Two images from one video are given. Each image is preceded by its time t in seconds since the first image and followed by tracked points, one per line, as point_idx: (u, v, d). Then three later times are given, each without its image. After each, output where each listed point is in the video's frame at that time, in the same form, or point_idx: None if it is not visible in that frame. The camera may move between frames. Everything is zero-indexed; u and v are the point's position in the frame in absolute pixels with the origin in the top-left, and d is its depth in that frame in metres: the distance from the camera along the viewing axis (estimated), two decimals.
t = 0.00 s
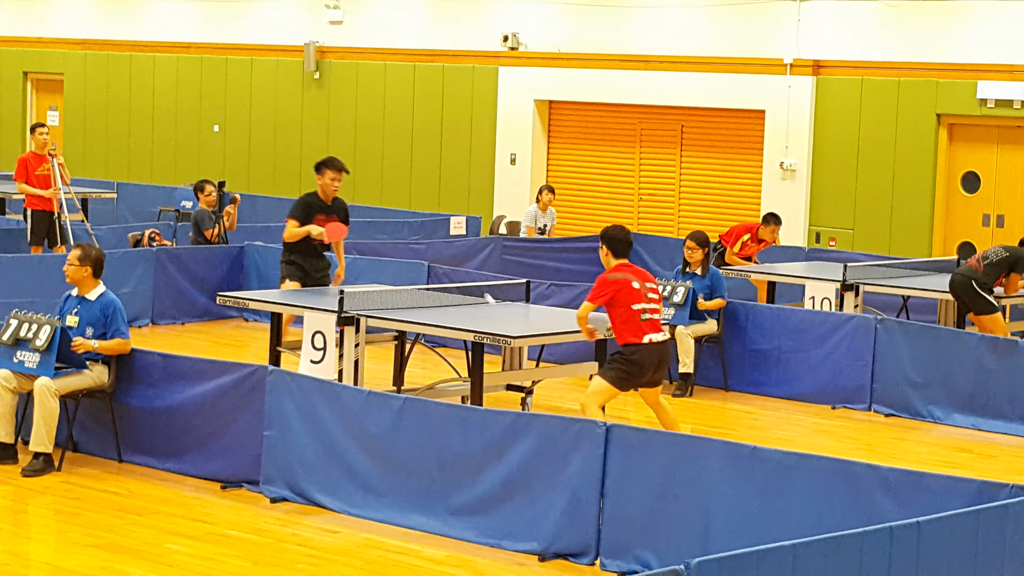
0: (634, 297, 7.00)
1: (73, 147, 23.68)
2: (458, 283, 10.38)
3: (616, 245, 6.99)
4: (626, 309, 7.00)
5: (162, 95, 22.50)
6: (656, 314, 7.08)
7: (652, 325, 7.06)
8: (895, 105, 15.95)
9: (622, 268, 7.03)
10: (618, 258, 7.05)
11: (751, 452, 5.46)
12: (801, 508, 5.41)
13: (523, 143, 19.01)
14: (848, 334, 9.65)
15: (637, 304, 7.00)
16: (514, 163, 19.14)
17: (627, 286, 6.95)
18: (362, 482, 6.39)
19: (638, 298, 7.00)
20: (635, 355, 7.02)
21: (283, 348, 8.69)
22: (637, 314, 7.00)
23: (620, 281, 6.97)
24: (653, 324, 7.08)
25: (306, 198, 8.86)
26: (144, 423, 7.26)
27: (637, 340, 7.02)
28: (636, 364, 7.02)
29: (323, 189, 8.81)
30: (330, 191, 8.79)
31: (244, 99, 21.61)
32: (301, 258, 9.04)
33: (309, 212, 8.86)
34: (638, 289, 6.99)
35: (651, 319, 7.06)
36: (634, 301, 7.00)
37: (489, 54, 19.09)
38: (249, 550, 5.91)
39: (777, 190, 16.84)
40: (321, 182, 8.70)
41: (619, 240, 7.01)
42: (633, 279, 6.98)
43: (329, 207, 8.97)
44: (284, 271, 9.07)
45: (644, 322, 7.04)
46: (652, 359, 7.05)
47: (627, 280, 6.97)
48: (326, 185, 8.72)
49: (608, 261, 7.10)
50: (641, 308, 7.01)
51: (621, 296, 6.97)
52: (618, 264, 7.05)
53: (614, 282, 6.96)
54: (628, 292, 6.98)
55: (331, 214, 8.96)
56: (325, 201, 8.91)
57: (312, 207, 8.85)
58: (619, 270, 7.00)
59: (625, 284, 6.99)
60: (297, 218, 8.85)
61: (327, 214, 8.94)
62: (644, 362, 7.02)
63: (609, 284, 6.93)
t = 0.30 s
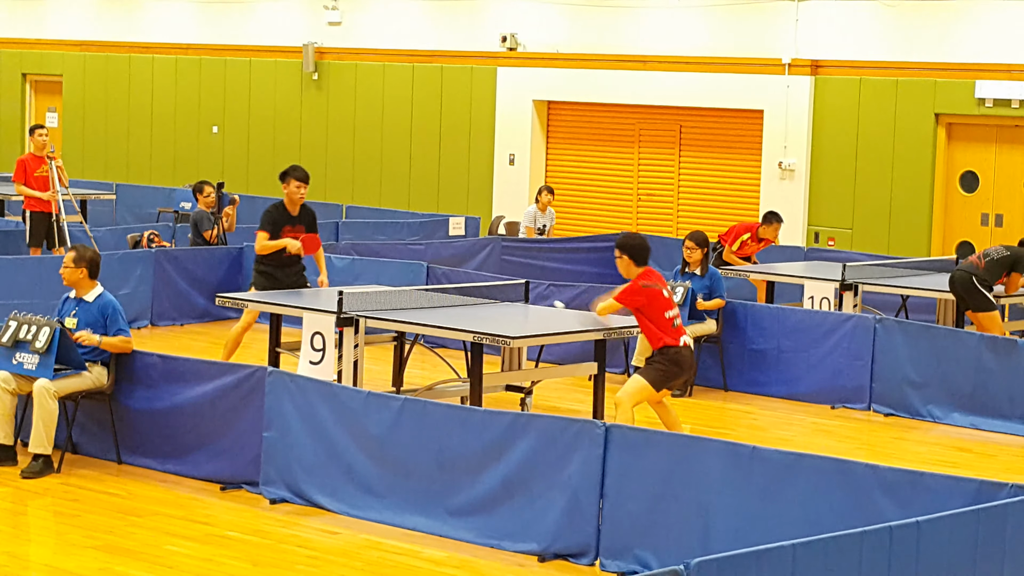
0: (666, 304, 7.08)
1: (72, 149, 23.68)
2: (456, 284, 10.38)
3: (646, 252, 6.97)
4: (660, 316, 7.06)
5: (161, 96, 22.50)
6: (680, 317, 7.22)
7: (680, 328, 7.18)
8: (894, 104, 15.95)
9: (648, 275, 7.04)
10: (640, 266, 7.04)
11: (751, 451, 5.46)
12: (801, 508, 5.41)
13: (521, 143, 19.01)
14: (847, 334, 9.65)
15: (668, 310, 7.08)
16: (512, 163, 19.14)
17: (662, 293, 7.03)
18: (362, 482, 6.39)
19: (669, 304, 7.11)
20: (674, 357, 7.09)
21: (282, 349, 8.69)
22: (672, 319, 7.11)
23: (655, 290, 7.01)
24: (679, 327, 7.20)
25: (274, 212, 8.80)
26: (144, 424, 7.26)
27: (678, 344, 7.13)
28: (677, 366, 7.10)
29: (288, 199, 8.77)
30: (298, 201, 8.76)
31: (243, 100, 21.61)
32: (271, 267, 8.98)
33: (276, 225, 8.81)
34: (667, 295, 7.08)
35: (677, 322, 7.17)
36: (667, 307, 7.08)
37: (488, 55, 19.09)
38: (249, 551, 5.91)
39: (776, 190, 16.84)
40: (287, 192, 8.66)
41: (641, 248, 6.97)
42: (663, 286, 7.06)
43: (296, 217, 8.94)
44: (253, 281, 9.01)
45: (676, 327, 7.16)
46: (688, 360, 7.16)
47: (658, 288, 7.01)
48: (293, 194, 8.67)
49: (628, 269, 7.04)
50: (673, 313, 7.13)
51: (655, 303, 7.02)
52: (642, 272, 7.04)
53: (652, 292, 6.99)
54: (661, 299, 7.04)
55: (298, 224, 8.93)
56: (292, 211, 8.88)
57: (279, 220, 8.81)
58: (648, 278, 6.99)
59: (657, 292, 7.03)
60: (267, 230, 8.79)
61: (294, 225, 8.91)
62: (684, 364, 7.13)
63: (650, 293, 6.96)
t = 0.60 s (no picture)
0: (655, 306, 6.93)
1: (69, 152, 23.67)
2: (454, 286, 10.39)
3: (645, 248, 6.90)
4: (647, 318, 6.95)
5: (158, 99, 22.49)
6: (676, 322, 7.05)
7: (670, 333, 7.03)
8: (891, 105, 15.96)
9: (646, 273, 6.94)
10: (646, 262, 6.96)
11: (749, 453, 5.47)
12: (799, 509, 5.41)
13: (519, 145, 19.02)
14: (845, 335, 9.65)
15: (656, 313, 6.95)
16: (510, 165, 19.14)
17: (648, 293, 6.89)
18: (360, 485, 6.39)
19: (659, 307, 6.95)
20: (652, 361, 6.99)
21: (280, 351, 8.69)
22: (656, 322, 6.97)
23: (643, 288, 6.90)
24: (671, 332, 7.04)
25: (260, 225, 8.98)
26: (142, 427, 7.26)
27: (656, 347, 6.99)
28: (653, 371, 7.00)
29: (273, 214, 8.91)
30: (283, 214, 8.89)
31: (240, 102, 21.60)
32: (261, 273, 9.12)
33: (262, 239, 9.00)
34: (660, 297, 6.94)
35: (667, 325, 7.01)
36: (655, 309, 6.94)
37: (486, 57, 19.09)
38: (247, 554, 5.91)
39: (774, 191, 16.85)
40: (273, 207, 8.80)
41: (648, 242, 6.91)
42: (656, 287, 6.92)
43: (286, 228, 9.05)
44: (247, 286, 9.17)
45: (664, 331, 7.01)
46: (670, 367, 7.02)
47: (649, 286, 6.89)
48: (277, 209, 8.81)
49: (635, 262, 6.98)
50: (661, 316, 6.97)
51: (642, 303, 6.91)
52: (645, 269, 6.96)
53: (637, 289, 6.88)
54: (651, 300, 6.91)
55: (286, 235, 9.05)
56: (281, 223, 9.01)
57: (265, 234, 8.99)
58: (641, 275, 6.91)
59: (648, 292, 6.91)
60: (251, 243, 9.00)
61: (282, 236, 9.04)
62: (662, 371, 7.00)
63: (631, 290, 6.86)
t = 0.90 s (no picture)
0: (666, 311, 6.80)
1: (66, 153, 23.66)
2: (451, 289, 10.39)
3: (662, 253, 6.75)
4: (654, 321, 6.82)
5: (156, 101, 22.48)
6: (686, 331, 6.86)
7: (677, 341, 6.82)
8: (888, 108, 15.97)
9: (660, 277, 6.83)
10: (663, 267, 6.83)
11: (746, 456, 5.47)
12: (796, 512, 5.41)
13: (517, 148, 19.03)
14: (842, 338, 9.66)
15: (666, 318, 6.81)
16: (508, 168, 19.15)
17: (659, 297, 6.77)
18: (357, 487, 6.39)
19: (669, 312, 6.80)
20: (653, 367, 6.80)
21: (277, 354, 8.68)
22: (662, 327, 6.81)
23: (655, 291, 6.78)
24: (680, 340, 6.84)
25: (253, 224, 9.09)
26: (139, 429, 7.25)
27: (658, 352, 6.81)
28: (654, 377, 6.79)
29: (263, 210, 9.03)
30: (273, 211, 9.02)
31: (237, 105, 21.60)
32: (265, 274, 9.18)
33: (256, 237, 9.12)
34: (671, 303, 6.81)
35: (674, 333, 6.82)
36: (666, 315, 6.81)
37: (483, 60, 19.10)
38: (244, 557, 5.91)
39: (771, 194, 16.85)
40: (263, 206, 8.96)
41: (664, 249, 6.75)
42: (668, 292, 6.79)
43: (279, 225, 9.13)
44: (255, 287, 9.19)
45: (670, 338, 6.82)
46: (673, 375, 6.79)
47: (661, 289, 6.78)
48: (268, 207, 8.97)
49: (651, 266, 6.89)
50: (669, 322, 6.81)
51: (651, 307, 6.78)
52: (660, 273, 6.84)
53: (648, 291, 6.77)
54: (661, 305, 6.79)
55: (278, 230, 9.12)
56: (273, 220, 9.09)
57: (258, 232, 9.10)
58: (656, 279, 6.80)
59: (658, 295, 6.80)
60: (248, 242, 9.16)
61: (275, 232, 9.13)
62: (663, 378, 6.78)
63: (642, 291, 6.76)
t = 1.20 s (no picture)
0: (665, 310, 6.75)
1: (66, 153, 23.67)
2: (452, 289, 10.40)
3: (661, 252, 6.71)
4: (655, 321, 6.76)
5: (156, 102, 22.48)
6: (689, 329, 6.82)
7: (680, 339, 6.79)
8: (888, 109, 15.97)
9: (658, 277, 6.79)
10: (662, 266, 6.79)
11: (746, 457, 5.47)
12: (795, 513, 5.42)
13: (517, 148, 19.03)
14: (842, 340, 9.66)
15: (666, 317, 6.77)
16: (508, 168, 19.15)
17: (657, 296, 6.72)
18: (357, 488, 6.39)
19: (668, 312, 6.75)
20: (656, 367, 6.77)
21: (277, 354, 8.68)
22: (664, 327, 6.76)
23: (653, 291, 6.74)
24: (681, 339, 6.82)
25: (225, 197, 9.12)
26: (139, 429, 7.25)
27: (660, 352, 6.78)
28: (657, 376, 6.77)
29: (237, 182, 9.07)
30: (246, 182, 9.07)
31: (238, 105, 21.59)
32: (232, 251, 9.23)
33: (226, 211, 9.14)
34: (671, 302, 6.76)
35: (675, 332, 6.78)
36: (665, 314, 6.75)
37: (483, 60, 19.10)
38: (243, 557, 5.91)
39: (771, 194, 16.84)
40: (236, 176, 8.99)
41: (664, 248, 6.71)
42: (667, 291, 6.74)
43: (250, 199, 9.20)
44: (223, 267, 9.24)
45: (672, 337, 6.78)
46: (674, 374, 6.78)
47: (659, 289, 6.73)
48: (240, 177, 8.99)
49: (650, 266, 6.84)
50: (670, 321, 6.76)
51: (651, 306, 6.74)
52: (659, 273, 6.79)
53: (646, 292, 6.73)
54: (660, 303, 6.74)
55: (251, 203, 9.19)
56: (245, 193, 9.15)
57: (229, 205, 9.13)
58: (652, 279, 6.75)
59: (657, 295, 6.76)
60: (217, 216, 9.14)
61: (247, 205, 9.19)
62: (666, 377, 6.76)
63: (640, 292, 6.71)
